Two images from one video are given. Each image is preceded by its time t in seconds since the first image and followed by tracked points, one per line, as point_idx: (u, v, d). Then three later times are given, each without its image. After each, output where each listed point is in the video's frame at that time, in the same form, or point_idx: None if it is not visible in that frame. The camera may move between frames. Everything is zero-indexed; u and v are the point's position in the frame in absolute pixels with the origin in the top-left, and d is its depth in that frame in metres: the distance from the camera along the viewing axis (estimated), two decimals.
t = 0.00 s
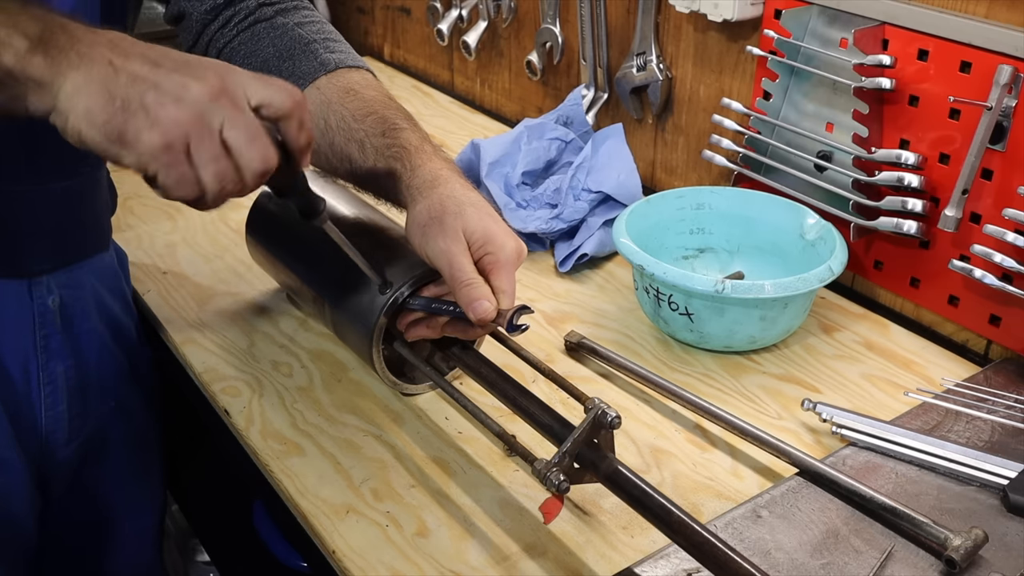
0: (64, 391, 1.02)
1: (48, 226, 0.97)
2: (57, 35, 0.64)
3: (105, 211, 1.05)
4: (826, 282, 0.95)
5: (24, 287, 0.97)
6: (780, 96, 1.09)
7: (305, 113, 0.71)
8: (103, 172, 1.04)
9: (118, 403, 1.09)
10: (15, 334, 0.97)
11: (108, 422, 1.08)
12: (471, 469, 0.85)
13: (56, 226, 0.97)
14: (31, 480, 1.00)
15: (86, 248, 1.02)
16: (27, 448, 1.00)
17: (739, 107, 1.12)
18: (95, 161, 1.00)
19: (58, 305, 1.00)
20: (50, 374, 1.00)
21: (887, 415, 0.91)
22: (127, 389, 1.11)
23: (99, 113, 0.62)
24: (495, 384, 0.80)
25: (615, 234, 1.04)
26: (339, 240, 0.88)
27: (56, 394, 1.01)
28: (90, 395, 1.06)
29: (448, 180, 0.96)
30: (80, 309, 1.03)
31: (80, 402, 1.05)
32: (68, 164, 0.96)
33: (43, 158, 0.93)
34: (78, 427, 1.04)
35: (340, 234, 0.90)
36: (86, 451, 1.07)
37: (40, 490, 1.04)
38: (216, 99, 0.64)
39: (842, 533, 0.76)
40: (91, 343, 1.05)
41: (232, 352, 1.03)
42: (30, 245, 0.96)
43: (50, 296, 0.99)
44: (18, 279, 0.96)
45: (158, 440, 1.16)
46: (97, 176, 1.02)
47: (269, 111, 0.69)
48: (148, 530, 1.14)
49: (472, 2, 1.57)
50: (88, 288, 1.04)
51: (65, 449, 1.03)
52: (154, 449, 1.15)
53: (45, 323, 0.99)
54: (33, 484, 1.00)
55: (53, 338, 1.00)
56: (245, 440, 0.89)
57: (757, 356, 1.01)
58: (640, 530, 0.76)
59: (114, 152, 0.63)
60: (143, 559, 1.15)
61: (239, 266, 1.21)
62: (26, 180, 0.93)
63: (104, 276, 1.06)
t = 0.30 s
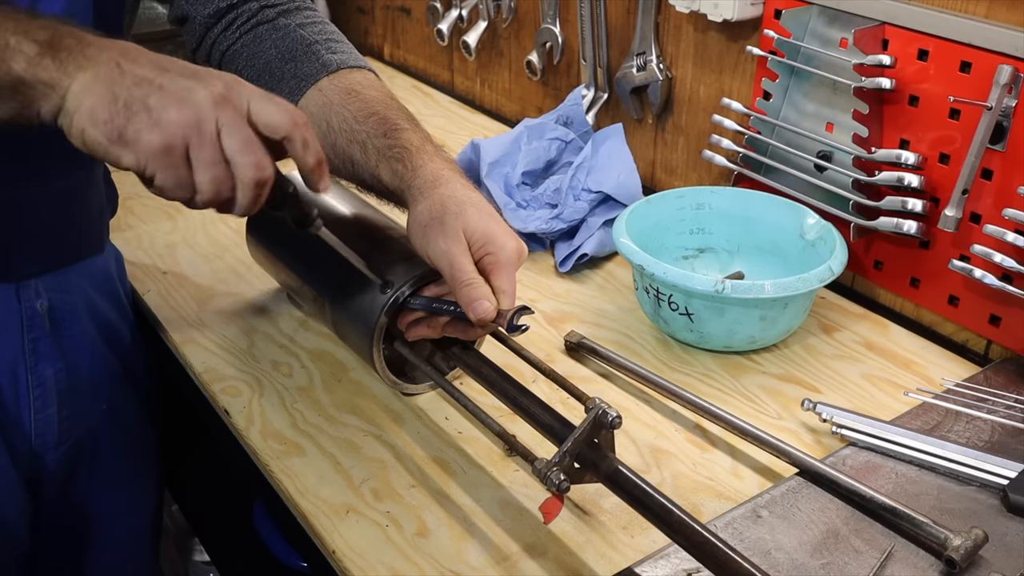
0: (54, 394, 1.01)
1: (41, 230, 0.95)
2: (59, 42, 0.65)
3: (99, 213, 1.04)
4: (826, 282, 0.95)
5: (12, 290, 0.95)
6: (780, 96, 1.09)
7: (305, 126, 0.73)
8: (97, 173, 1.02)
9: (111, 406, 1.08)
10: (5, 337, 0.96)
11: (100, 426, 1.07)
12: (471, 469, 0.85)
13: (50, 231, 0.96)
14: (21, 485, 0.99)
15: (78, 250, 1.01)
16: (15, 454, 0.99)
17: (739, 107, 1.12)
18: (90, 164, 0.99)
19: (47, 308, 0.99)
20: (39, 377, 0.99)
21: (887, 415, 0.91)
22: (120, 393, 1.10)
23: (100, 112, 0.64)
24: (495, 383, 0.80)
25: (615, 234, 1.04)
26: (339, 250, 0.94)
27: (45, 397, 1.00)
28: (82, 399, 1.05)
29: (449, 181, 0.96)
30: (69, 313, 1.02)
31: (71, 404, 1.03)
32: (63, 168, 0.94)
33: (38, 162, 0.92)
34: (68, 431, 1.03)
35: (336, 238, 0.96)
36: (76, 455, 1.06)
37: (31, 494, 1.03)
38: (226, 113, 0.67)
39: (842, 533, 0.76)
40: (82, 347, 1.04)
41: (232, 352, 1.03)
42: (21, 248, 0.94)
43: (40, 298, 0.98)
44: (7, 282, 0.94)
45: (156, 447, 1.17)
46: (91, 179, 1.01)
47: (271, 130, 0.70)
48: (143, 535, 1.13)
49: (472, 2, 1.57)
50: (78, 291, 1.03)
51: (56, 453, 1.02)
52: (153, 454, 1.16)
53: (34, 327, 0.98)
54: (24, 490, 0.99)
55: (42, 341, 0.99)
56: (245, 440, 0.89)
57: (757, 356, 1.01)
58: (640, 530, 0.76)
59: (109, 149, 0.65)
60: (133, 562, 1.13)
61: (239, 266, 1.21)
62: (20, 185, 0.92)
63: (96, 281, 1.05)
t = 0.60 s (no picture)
0: (52, 395, 1.00)
1: (36, 231, 0.95)
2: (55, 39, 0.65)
3: (97, 214, 1.03)
4: (826, 282, 0.95)
5: (8, 291, 0.95)
6: (780, 96, 1.09)
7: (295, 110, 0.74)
8: (95, 175, 1.02)
9: (109, 406, 1.08)
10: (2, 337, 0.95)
11: (99, 426, 1.07)
12: (470, 469, 0.85)
13: (44, 232, 0.96)
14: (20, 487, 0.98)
15: (76, 251, 1.01)
16: (15, 457, 0.98)
17: (739, 107, 1.12)
18: (87, 165, 0.98)
19: (44, 309, 0.99)
20: (36, 377, 0.98)
21: (887, 415, 0.91)
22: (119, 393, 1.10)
23: (97, 107, 0.63)
24: (496, 383, 0.80)
25: (616, 234, 1.04)
26: (340, 234, 0.91)
27: (44, 398, 0.99)
28: (81, 399, 1.04)
29: (455, 180, 0.96)
30: (68, 313, 1.02)
31: (70, 405, 1.02)
32: (58, 169, 0.94)
33: (33, 163, 0.91)
34: (67, 432, 1.02)
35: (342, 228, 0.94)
36: (76, 455, 1.05)
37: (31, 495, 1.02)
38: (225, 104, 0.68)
39: (842, 533, 0.76)
40: (81, 347, 1.04)
41: (232, 352, 1.03)
42: (17, 248, 0.94)
43: (38, 299, 0.98)
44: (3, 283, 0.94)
45: (156, 447, 1.18)
46: (89, 180, 1.00)
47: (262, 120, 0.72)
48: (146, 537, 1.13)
49: (472, 1, 1.57)
50: (78, 291, 1.03)
51: (54, 454, 1.01)
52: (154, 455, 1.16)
53: (30, 327, 0.97)
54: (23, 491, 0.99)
55: (39, 341, 0.99)
56: (245, 440, 0.89)
57: (757, 356, 1.02)
58: (640, 530, 0.76)
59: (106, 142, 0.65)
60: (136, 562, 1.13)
61: (239, 266, 1.21)
62: (16, 186, 0.91)
63: (95, 280, 1.05)
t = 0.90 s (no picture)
0: (49, 395, 1.00)
1: (32, 231, 0.95)
2: (51, 37, 0.65)
3: (95, 213, 1.03)
4: (826, 282, 0.95)
5: (4, 291, 0.95)
6: (780, 96, 1.09)
7: (301, 92, 0.71)
8: (94, 175, 1.02)
9: (104, 406, 1.08)
10: None
11: (96, 427, 1.06)
12: (470, 469, 0.85)
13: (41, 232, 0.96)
14: (18, 488, 0.98)
15: (72, 250, 1.01)
16: (13, 459, 0.98)
17: (739, 107, 1.12)
18: (84, 165, 0.98)
19: (40, 308, 0.99)
20: (33, 377, 0.98)
21: (887, 415, 0.91)
22: (117, 393, 1.10)
23: (102, 101, 0.63)
24: (496, 383, 0.80)
25: (615, 234, 1.04)
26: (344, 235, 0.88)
27: (40, 398, 0.99)
28: (79, 399, 1.04)
29: (453, 180, 0.96)
30: (63, 313, 1.02)
31: (67, 405, 1.02)
32: (55, 168, 0.94)
33: (30, 163, 0.91)
34: (65, 432, 1.02)
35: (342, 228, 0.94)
36: (73, 455, 1.04)
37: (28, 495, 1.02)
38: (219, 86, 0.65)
39: (842, 533, 0.76)
40: (77, 346, 1.04)
41: (232, 352, 1.03)
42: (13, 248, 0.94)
43: (33, 299, 0.98)
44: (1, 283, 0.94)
45: (156, 447, 1.18)
46: (87, 180, 1.00)
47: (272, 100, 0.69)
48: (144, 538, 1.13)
49: (472, 1, 1.57)
50: (72, 291, 1.03)
51: (52, 454, 1.01)
52: (155, 457, 1.17)
53: (28, 327, 0.97)
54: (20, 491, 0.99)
55: (35, 341, 0.98)
56: (245, 440, 0.89)
57: (757, 356, 1.02)
58: (640, 530, 0.76)
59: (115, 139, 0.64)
60: (132, 563, 1.13)
61: (239, 266, 1.21)
62: (14, 185, 0.91)
63: (90, 280, 1.06)
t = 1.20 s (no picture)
0: (49, 395, 1.00)
1: (32, 231, 0.95)
2: (57, 34, 0.65)
3: (95, 213, 1.03)
4: (826, 282, 0.95)
5: (3, 291, 0.95)
6: (780, 96, 1.09)
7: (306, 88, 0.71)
8: (94, 174, 1.02)
9: (104, 405, 1.07)
10: None
11: (96, 427, 1.06)
12: (470, 469, 0.85)
13: (40, 232, 0.96)
14: (18, 488, 0.98)
15: (72, 249, 1.01)
16: (13, 460, 0.98)
17: (739, 107, 1.12)
18: (84, 164, 0.98)
19: (40, 308, 0.99)
20: (33, 377, 0.98)
21: (887, 415, 0.91)
22: (117, 393, 1.10)
23: (105, 98, 0.63)
24: (496, 383, 0.80)
25: (615, 234, 1.04)
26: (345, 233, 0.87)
27: (40, 398, 0.99)
28: (79, 399, 1.04)
29: (454, 179, 0.96)
30: (63, 313, 1.01)
31: (67, 405, 1.02)
32: (55, 168, 0.94)
33: (29, 163, 0.91)
34: (65, 431, 1.02)
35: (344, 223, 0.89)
36: (73, 455, 1.04)
37: (27, 495, 1.02)
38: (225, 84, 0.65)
39: (842, 533, 0.76)
40: (77, 346, 1.04)
41: (232, 352, 1.03)
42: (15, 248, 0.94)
43: (33, 300, 0.98)
44: None
45: (156, 447, 1.18)
46: (87, 180, 1.00)
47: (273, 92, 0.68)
48: (145, 538, 1.14)
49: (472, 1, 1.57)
50: (72, 290, 1.03)
51: (51, 454, 1.01)
52: (155, 458, 1.17)
53: (27, 327, 0.97)
54: (20, 492, 0.99)
55: (35, 341, 0.98)
56: (245, 440, 0.89)
57: (757, 356, 1.02)
58: (640, 530, 0.76)
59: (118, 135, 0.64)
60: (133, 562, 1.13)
61: (239, 266, 1.21)
62: (14, 186, 0.91)
63: (90, 280, 1.06)
